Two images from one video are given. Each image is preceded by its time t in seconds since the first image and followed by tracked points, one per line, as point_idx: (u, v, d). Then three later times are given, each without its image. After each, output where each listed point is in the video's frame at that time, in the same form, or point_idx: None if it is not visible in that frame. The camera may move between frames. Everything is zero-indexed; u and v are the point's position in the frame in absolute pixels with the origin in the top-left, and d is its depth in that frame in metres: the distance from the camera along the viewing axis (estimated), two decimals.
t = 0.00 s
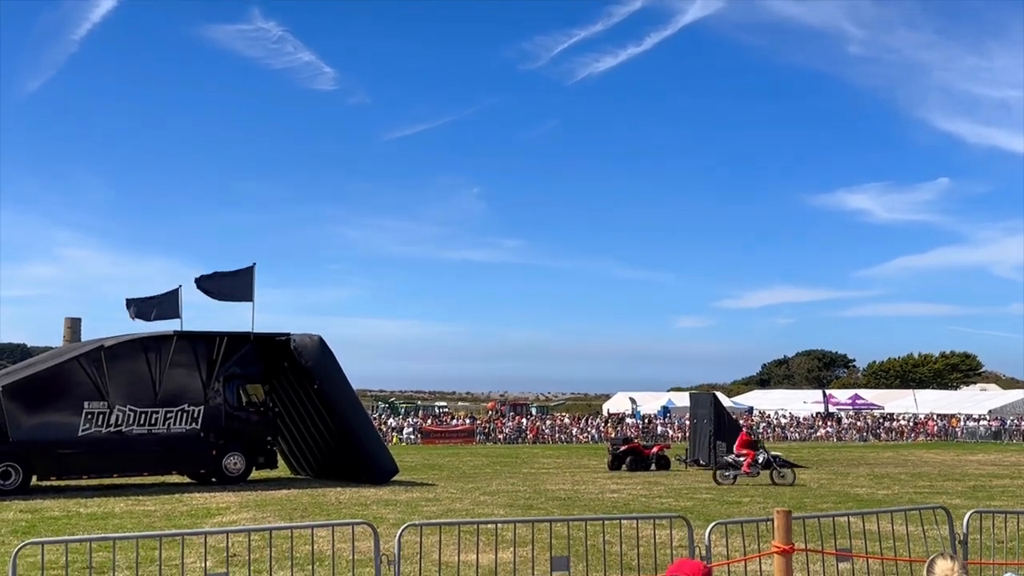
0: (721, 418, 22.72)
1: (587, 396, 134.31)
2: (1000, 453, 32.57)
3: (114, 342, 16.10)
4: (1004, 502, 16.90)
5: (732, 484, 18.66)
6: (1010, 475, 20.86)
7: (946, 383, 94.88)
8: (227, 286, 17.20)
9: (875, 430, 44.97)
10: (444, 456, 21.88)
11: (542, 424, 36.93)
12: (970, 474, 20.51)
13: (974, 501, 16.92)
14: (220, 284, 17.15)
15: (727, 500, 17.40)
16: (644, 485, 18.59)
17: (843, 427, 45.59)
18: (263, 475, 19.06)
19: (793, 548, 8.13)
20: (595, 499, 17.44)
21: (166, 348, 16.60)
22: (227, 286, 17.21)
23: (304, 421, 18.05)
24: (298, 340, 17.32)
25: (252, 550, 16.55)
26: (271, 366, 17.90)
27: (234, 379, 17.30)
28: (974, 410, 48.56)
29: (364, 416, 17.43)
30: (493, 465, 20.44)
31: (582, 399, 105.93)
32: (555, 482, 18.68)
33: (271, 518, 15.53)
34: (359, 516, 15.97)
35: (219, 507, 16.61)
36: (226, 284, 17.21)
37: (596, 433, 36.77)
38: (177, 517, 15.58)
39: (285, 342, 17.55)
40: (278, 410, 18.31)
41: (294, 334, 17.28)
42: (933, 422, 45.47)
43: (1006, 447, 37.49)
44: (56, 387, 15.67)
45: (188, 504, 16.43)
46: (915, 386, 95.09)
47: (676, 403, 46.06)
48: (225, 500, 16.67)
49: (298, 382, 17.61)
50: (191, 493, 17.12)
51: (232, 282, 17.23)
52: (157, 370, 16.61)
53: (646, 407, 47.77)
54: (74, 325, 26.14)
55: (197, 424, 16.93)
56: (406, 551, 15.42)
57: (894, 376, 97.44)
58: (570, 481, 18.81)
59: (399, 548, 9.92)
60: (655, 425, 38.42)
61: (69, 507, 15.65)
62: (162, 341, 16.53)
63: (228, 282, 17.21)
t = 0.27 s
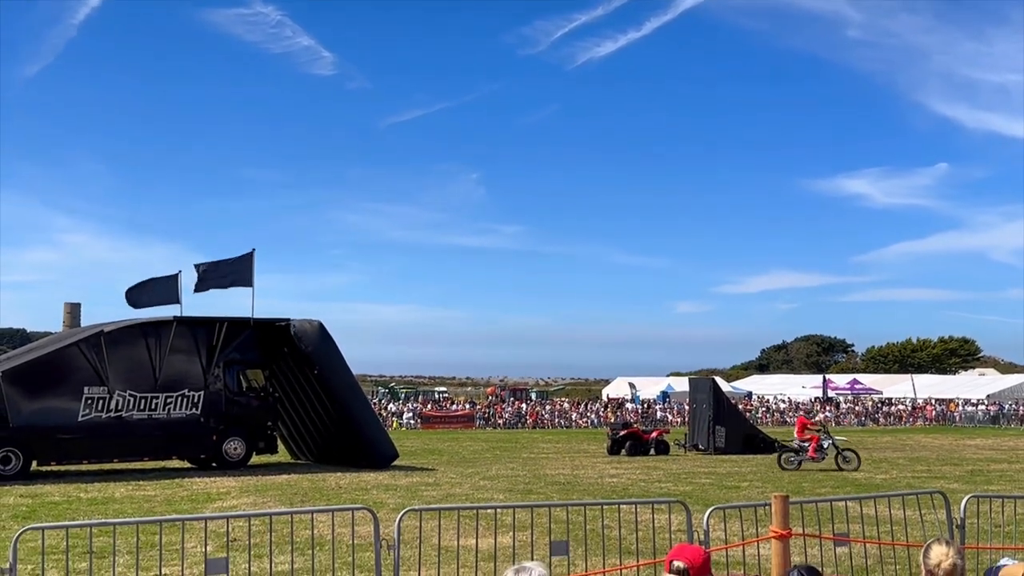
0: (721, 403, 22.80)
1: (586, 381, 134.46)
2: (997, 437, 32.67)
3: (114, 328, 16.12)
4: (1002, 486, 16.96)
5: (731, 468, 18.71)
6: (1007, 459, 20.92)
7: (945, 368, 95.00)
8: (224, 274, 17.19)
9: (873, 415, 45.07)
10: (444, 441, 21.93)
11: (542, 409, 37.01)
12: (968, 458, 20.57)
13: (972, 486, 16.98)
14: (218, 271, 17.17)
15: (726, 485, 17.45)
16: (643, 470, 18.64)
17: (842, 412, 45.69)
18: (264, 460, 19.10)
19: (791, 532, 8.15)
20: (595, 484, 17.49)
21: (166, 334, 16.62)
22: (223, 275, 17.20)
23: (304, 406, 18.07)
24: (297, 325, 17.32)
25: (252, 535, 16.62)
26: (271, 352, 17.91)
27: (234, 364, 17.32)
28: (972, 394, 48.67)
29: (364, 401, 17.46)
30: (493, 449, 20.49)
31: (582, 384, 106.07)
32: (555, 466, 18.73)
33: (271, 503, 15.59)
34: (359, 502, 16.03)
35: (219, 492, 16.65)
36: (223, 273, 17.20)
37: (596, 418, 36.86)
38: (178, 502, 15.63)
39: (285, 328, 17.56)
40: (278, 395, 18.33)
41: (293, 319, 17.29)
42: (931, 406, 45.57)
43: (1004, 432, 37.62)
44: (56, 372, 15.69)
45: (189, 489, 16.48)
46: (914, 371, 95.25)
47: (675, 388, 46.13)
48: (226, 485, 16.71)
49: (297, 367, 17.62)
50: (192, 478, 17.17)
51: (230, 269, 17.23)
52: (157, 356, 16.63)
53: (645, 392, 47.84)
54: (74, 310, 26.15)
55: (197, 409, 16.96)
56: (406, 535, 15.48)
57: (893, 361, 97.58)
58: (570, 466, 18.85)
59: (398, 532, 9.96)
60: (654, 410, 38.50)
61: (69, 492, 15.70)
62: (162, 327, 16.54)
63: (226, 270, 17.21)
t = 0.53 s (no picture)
0: (714, 390, 22.84)
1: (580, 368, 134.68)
2: (989, 424, 32.80)
3: (106, 316, 16.09)
4: (994, 472, 17.03)
5: (724, 455, 18.75)
6: (999, 446, 21.01)
7: (938, 355, 95.25)
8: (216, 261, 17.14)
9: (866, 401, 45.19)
10: (437, 428, 21.94)
11: (536, 397, 37.05)
12: (960, 445, 20.64)
13: (964, 472, 17.05)
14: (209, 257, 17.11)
15: (719, 472, 17.49)
16: (637, 457, 18.67)
17: (835, 399, 45.80)
18: (257, 448, 19.09)
19: (782, 519, 8.15)
20: (588, 471, 17.52)
21: (159, 322, 16.59)
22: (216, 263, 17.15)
23: (297, 394, 18.06)
24: (291, 313, 17.30)
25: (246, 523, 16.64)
26: (265, 340, 17.89)
27: (227, 352, 17.29)
28: (965, 380, 48.81)
29: (358, 389, 17.46)
30: (487, 437, 20.50)
31: (576, 371, 106.19)
32: (548, 454, 18.75)
33: (265, 491, 15.61)
34: (352, 489, 16.06)
35: (213, 480, 16.66)
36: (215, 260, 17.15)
37: (589, 405, 36.92)
38: (172, 490, 15.64)
39: (278, 316, 17.53)
40: (272, 383, 18.31)
41: (287, 308, 17.26)
42: (924, 393, 45.70)
43: (996, 418, 37.76)
44: (49, 361, 15.66)
45: (182, 477, 16.49)
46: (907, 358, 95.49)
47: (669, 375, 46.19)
48: (219, 473, 16.72)
49: (291, 355, 17.60)
50: (185, 466, 17.16)
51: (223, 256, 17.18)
52: (150, 344, 16.61)
53: (639, 379, 47.91)
54: (66, 299, 26.08)
55: (191, 397, 16.95)
56: (400, 523, 15.51)
57: (885, 348, 97.82)
58: (563, 453, 18.88)
59: (391, 520, 9.96)
60: (648, 397, 38.55)
61: (63, 480, 15.69)
62: (155, 315, 16.52)
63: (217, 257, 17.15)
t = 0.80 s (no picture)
0: (705, 379, 22.87)
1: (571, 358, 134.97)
2: (978, 411, 32.99)
3: (96, 306, 16.04)
4: (983, 460, 17.11)
5: (715, 444, 18.81)
6: (988, 434, 21.10)
7: (927, 343, 95.60)
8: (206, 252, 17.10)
9: (856, 389, 45.36)
10: (428, 418, 21.94)
11: (527, 386, 37.08)
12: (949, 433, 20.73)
13: (953, 460, 17.13)
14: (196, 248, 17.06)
15: (709, 460, 17.54)
16: (628, 446, 18.70)
17: (825, 387, 45.96)
18: (249, 438, 19.06)
19: (773, 507, 8.16)
20: (579, 460, 17.56)
21: (149, 312, 16.54)
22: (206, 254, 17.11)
23: (288, 384, 18.04)
24: (281, 303, 17.26)
25: (238, 514, 16.65)
26: (255, 330, 17.85)
27: (217, 342, 17.26)
28: (954, 368, 49.01)
29: (349, 379, 17.45)
30: (478, 427, 20.52)
31: (567, 360, 106.30)
32: (539, 443, 18.78)
33: (256, 481, 15.63)
34: (344, 479, 16.10)
35: (204, 471, 16.66)
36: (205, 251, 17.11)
37: (580, 395, 36.97)
38: (162, 481, 15.63)
39: (269, 306, 17.50)
40: (262, 373, 18.29)
41: (277, 298, 17.22)
42: (913, 381, 45.89)
43: (985, 406, 37.96)
44: (38, 351, 15.61)
45: (173, 468, 16.48)
46: (896, 346, 95.86)
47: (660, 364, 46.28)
48: (211, 463, 16.71)
49: (281, 345, 17.57)
50: (176, 456, 17.14)
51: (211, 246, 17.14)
52: (140, 334, 16.56)
53: (630, 368, 47.97)
54: (55, 289, 25.98)
55: (181, 387, 16.91)
56: (391, 512, 15.56)
57: (875, 336, 98.14)
58: (554, 443, 18.91)
59: (382, 510, 9.97)
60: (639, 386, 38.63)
61: (53, 471, 15.66)
62: (144, 305, 16.46)
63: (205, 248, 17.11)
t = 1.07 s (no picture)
0: (694, 369, 22.91)
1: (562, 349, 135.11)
2: (965, 400, 33.16)
3: (83, 298, 15.97)
4: (970, 448, 17.20)
5: (704, 434, 18.85)
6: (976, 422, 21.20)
7: (915, 333, 95.97)
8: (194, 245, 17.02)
9: (845, 379, 45.53)
10: (418, 409, 21.94)
11: (517, 376, 37.10)
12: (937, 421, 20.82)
13: (941, 449, 17.22)
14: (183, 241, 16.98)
15: (698, 450, 17.59)
16: (617, 437, 18.73)
17: (813, 377, 46.12)
18: (238, 431, 19.03)
19: (759, 497, 8.10)
20: (569, 451, 17.58)
21: (137, 304, 16.48)
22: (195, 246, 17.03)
23: (277, 376, 18.00)
24: (270, 295, 17.22)
25: (227, 506, 16.67)
26: (244, 322, 17.80)
27: (206, 334, 17.21)
28: (942, 358, 49.22)
29: (338, 370, 17.42)
30: (468, 418, 20.53)
31: (557, 351, 106.40)
32: (529, 434, 18.79)
33: (245, 473, 15.67)
34: (333, 471, 16.15)
35: (193, 463, 16.65)
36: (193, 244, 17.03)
37: (570, 385, 37.02)
38: (151, 474, 15.63)
39: (257, 298, 17.45)
40: (251, 366, 18.24)
41: (266, 290, 17.18)
42: (901, 370, 46.08)
43: (972, 395, 38.17)
44: (25, 344, 15.55)
45: (162, 461, 16.46)
46: (885, 336, 96.22)
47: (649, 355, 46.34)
48: (200, 456, 16.71)
49: (270, 337, 17.53)
50: (165, 449, 17.11)
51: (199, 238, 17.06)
52: (128, 327, 16.50)
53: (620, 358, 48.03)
54: (43, 282, 25.89)
55: (169, 380, 16.87)
56: (381, 504, 15.61)
57: (864, 326, 98.46)
58: (544, 433, 18.92)
59: (370, 502, 9.97)
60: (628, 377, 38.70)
61: (41, 464, 15.62)
62: (132, 298, 16.40)
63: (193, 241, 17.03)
